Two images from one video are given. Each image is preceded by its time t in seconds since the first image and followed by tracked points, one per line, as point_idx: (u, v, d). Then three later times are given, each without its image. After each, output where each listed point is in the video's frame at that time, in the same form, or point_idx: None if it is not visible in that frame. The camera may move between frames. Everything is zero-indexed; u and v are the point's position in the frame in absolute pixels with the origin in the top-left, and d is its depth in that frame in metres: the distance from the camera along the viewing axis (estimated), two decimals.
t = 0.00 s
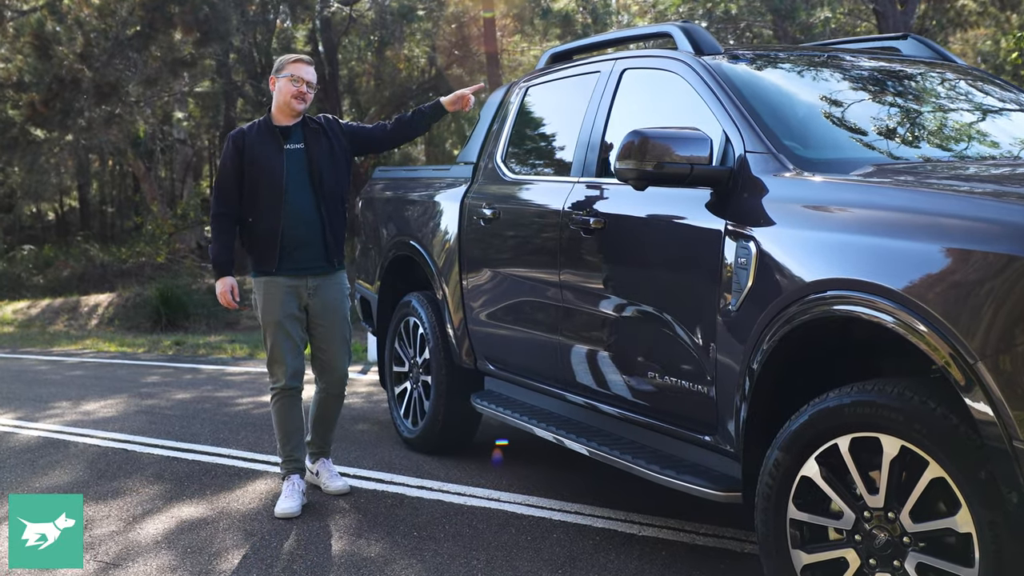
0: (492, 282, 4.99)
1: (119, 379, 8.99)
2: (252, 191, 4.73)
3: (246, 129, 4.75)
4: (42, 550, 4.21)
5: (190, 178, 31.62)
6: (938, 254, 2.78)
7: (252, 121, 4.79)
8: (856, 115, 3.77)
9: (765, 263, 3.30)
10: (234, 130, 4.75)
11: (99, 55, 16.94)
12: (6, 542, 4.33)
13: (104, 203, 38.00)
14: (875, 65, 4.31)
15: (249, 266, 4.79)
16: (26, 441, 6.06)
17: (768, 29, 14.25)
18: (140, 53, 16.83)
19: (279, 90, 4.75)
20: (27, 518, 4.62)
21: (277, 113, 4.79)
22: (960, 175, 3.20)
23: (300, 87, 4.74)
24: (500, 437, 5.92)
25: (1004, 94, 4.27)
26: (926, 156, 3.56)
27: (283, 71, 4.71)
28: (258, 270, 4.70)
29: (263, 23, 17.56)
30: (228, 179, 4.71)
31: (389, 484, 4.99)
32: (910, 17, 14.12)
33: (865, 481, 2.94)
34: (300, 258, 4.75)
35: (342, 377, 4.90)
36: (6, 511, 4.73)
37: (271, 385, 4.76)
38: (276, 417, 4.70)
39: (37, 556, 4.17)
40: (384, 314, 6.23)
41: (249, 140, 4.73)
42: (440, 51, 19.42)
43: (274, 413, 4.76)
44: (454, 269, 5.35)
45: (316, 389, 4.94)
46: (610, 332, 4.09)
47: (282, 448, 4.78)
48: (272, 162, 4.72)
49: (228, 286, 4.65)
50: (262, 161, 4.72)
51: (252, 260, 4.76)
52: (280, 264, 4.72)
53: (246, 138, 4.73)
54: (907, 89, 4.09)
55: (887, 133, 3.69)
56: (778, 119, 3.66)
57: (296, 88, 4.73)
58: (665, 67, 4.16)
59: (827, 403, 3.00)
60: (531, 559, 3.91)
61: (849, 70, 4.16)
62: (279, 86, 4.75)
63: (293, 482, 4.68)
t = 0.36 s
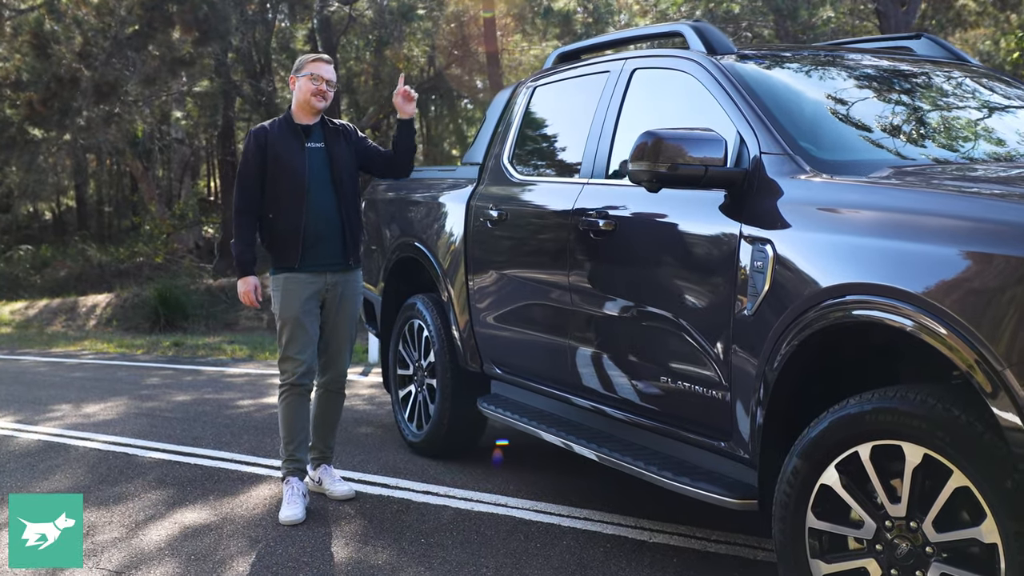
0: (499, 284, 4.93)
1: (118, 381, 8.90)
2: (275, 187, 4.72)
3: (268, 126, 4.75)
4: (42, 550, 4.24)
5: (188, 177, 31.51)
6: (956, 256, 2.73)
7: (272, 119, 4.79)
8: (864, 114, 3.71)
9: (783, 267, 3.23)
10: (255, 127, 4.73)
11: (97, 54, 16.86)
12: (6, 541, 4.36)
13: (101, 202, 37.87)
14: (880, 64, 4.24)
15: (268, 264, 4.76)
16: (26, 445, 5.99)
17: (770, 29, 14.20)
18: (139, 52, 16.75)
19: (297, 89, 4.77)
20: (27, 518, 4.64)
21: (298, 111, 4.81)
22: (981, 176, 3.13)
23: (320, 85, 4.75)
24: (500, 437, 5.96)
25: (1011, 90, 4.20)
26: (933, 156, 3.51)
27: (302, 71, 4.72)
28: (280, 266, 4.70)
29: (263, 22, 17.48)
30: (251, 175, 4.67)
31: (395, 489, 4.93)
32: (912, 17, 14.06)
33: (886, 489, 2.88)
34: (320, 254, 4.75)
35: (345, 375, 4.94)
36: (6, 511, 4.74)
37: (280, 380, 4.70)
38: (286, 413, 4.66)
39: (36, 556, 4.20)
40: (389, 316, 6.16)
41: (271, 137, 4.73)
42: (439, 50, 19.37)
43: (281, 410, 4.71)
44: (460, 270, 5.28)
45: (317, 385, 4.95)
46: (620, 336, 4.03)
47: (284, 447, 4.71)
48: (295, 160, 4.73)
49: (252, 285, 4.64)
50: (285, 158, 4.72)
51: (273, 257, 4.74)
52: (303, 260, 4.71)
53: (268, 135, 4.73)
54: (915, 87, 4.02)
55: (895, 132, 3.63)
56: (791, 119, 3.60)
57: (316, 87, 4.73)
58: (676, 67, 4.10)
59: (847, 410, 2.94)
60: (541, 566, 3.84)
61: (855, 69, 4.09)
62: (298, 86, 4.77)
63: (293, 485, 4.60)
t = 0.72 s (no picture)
0: (509, 287, 4.86)
1: (120, 384, 8.82)
2: (284, 185, 4.72)
3: (285, 125, 4.78)
4: (42, 550, 4.22)
5: (187, 178, 31.39)
6: (977, 260, 2.67)
7: (292, 118, 4.83)
8: (876, 113, 3.65)
9: (807, 271, 3.16)
10: (272, 125, 4.77)
11: (97, 54, 16.80)
12: (6, 543, 4.33)
13: (99, 202, 37.73)
14: (886, 62, 4.17)
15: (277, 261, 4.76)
16: (27, 450, 5.91)
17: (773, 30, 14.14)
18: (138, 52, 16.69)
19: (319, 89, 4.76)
20: (26, 518, 4.59)
21: (318, 112, 4.81)
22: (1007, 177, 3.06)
23: (341, 86, 4.74)
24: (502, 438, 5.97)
25: (1018, 86, 4.13)
26: (942, 155, 3.45)
27: (325, 71, 4.71)
28: (285, 263, 4.68)
29: (263, 22, 17.43)
30: (262, 170, 4.70)
31: (404, 495, 4.86)
32: (915, 18, 14.01)
33: (913, 499, 2.81)
34: (323, 254, 4.72)
35: (348, 377, 4.86)
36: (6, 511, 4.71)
37: (283, 377, 4.67)
38: (286, 410, 4.61)
39: (37, 557, 4.18)
40: (394, 320, 6.10)
41: (286, 135, 4.76)
42: (439, 51, 19.29)
43: (284, 408, 4.67)
44: (468, 272, 5.22)
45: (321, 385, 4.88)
46: (634, 341, 3.96)
47: (285, 445, 4.67)
48: (306, 158, 4.72)
49: (265, 275, 4.64)
50: (296, 156, 4.72)
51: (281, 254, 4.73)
52: (305, 259, 4.69)
53: (284, 133, 4.76)
54: (923, 85, 3.95)
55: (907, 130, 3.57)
56: (811, 120, 3.53)
57: (337, 87, 4.73)
58: (692, 67, 4.03)
59: (874, 417, 2.88)
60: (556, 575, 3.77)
61: (863, 67, 4.03)
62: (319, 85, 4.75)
63: (292, 483, 4.54)
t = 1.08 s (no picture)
0: (520, 290, 4.81)
1: (123, 387, 8.75)
2: (283, 189, 4.67)
3: (284, 127, 4.71)
4: (42, 550, 4.29)
5: (188, 178, 31.30)
6: (996, 264, 2.63)
7: (291, 119, 4.76)
8: (894, 114, 3.59)
9: (830, 276, 3.10)
10: (272, 127, 4.71)
11: (98, 53, 16.75)
12: (7, 542, 4.41)
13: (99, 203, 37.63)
14: (894, 63, 4.11)
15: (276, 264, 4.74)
16: (32, 455, 5.86)
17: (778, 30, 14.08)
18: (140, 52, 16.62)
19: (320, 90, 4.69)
20: (27, 518, 4.71)
21: (318, 112, 4.74)
22: None
23: (343, 90, 4.68)
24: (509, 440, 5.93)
25: None
26: (949, 153, 3.39)
27: (326, 73, 4.63)
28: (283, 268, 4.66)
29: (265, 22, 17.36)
30: (260, 175, 4.66)
31: (414, 502, 4.81)
32: (920, 17, 13.94)
33: (941, 509, 2.75)
34: (322, 258, 4.67)
35: (350, 380, 4.78)
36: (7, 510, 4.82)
37: (279, 380, 4.71)
38: (280, 414, 4.70)
39: (37, 556, 4.25)
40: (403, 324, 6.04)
41: (284, 138, 4.69)
42: (441, 51, 19.22)
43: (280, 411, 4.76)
44: (479, 274, 5.17)
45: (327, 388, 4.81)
46: (649, 346, 3.90)
47: (279, 441, 4.76)
48: (304, 162, 4.65)
49: (255, 288, 4.70)
50: (295, 160, 4.66)
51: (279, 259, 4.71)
52: (303, 263, 4.64)
53: (283, 136, 4.70)
54: (933, 84, 3.89)
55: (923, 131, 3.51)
56: (834, 122, 3.48)
57: (339, 91, 4.66)
58: (710, 69, 3.98)
59: (901, 425, 2.82)
60: None
61: (872, 67, 3.98)
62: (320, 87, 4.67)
63: (285, 471, 4.75)
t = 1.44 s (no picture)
0: (528, 290, 4.76)
1: (122, 388, 8.68)
2: (263, 198, 4.60)
3: (259, 133, 4.62)
4: (42, 550, 4.26)
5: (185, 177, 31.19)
6: (1014, 263, 2.58)
7: (266, 124, 4.67)
8: (906, 110, 3.54)
9: (849, 277, 3.04)
10: (247, 134, 4.62)
11: (96, 52, 16.71)
12: (7, 542, 4.39)
13: (95, 204, 37.52)
14: (899, 59, 4.06)
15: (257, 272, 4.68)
16: (31, 457, 5.80)
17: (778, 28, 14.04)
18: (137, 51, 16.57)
19: (293, 96, 4.61)
20: (27, 518, 4.67)
21: (292, 117, 4.66)
22: None
23: (319, 94, 4.63)
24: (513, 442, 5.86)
25: None
26: (953, 147, 3.35)
27: (298, 77, 4.57)
28: (267, 276, 4.61)
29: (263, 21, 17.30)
30: (240, 185, 4.58)
31: (419, 505, 4.75)
32: (920, 16, 13.90)
33: (964, 513, 2.69)
34: (306, 263, 4.64)
35: (349, 378, 4.71)
36: (6, 511, 4.79)
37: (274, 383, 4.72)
38: (277, 416, 4.69)
39: (37, 556, 4.22)
40: (406, 325, 5.99)
41: (261, 145, 4.60)
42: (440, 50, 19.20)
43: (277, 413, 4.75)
44: (484, 274, 5.11)
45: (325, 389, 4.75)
46: (660, 347, 3.85)
47: (281, 444, 4.76)
48: (285, 170, 4.59)
49: (248, 294, 4.55)
50: (274, 168, 4.59)
51: (261, 267, 4.65)
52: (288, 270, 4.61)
53: (260, 143, 4.61)
54: (938, 79, 3.84)
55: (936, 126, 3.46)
56: (845, 118, 3.42)
57: (315, 95, 4.61)
58: (721, 66, 3.93)
59: (923, 428, 2.76)
60: None
61: (877, 64, 3.92)
62: (293, 92, 4.61)
63: (292, 477, 4.71)
